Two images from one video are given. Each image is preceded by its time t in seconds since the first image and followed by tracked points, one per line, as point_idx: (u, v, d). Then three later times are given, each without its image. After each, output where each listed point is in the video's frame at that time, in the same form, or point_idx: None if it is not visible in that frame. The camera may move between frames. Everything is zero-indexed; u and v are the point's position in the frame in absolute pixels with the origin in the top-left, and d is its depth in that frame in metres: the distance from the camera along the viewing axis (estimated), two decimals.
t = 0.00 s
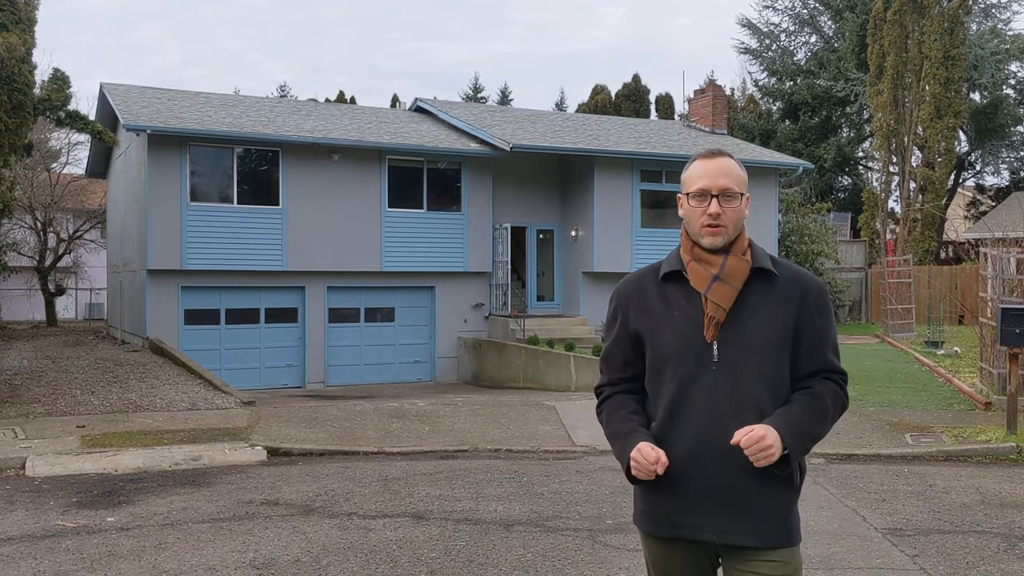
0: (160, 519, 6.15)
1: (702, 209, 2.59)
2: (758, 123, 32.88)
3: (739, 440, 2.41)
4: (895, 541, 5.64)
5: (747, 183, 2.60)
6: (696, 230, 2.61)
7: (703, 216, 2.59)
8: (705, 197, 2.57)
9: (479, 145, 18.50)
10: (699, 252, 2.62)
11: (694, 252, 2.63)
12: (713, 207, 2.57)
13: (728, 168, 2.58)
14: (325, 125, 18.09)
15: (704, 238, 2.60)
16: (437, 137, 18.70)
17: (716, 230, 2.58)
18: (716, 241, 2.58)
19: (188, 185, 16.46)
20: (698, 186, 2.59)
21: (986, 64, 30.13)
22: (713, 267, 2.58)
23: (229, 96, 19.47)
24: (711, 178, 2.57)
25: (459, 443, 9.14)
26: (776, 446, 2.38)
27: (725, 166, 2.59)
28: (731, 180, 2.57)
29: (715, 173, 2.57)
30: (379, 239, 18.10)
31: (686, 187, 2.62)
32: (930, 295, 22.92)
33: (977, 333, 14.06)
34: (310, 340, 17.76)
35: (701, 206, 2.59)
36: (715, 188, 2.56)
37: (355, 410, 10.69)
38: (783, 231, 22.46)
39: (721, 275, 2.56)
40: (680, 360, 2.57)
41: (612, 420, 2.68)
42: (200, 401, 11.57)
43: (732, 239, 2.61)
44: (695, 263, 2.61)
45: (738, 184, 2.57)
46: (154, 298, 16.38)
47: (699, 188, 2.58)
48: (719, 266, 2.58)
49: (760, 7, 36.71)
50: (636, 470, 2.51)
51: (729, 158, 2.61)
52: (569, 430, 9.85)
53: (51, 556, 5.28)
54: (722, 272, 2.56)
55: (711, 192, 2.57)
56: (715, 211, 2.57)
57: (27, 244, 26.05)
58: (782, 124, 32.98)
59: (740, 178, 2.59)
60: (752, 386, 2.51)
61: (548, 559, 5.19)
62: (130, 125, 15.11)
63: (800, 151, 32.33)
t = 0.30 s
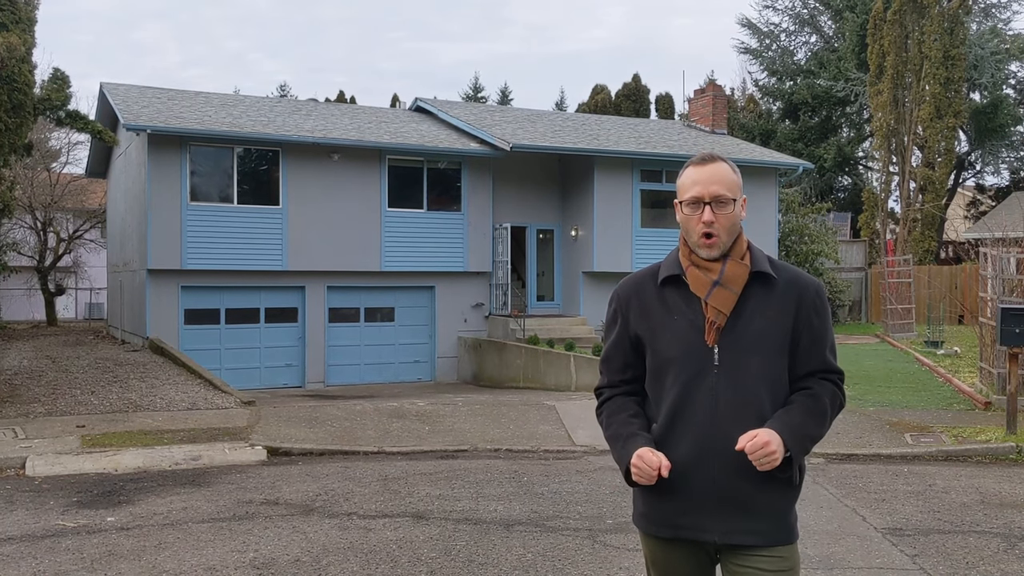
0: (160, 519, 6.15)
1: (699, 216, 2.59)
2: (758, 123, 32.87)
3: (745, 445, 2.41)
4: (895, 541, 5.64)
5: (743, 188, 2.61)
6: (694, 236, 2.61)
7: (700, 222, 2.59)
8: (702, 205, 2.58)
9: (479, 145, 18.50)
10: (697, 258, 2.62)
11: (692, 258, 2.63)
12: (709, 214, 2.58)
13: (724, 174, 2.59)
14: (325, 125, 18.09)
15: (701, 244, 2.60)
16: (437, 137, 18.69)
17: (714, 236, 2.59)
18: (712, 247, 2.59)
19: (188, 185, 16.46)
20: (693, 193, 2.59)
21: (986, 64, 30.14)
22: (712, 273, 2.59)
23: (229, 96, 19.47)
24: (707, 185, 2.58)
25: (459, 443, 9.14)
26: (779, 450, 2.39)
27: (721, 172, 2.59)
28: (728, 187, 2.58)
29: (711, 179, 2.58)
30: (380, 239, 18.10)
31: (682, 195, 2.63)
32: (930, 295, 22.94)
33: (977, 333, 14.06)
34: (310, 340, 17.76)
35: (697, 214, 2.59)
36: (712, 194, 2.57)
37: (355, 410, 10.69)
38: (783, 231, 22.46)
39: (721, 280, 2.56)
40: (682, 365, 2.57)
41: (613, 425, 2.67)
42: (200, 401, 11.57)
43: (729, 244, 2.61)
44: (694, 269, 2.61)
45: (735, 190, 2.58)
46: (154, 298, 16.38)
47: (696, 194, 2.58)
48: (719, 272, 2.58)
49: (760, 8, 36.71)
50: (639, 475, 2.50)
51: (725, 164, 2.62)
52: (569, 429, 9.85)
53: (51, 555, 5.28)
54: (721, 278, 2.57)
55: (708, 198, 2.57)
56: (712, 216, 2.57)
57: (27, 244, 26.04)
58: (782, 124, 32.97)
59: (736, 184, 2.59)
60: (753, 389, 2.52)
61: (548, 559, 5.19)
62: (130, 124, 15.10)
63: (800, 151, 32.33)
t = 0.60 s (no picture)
0: (160, 519, 6.15)
1: (699, 209, 2.60)
2: (759, 122, 32.86)
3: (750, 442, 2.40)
4: (895, 540, 5.64)
5: (745, 185, 2.61)
6: (697, 232, 2.61)
7: (702, 216, 2.59)
8: (705, 199, 2.58)
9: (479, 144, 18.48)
10: (698, 255, 2.62)
11: (694, 255, 2.63)
12: (713, 208, 2.58)
13: (726, 171, 2.59)
14: (325, 124, 18.09)
15: (703, 241, 2.60)
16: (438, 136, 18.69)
17: (715, 231, 2.59)
18: (713, 243, 2.59)
19: (188, 184, 16.46)
20: (697, 188, 2.59)
21: (986, 63, 30.13)
22: (713, 270, 2.58)
23: (229, 95, 19.46)
24: (708, 180, 2.58)
25: (459, 442, 9.13)
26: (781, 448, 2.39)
27: (723, 169, 2.60)
28: (730, 183, 2.58)
29: (712, 175, 2.58)
30: (380, 238, 18.10)
31: (685, 191, 2.63)
32: (930, 294, 22.93)
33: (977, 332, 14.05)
34: (310, 339, 17.76)
35: (701, 208, 2.59)
36: (716, 189, 2.57)
37: (355, 410, 10.68)
38: (783, 231, 22.46)
39: (722, 277, 2.56)
40: (684, 363, 2.56)
41: (615, 424, 2.65)
42: (200, 400, 11.56)
43: (730, 241, 2.61)
44: (695, 265, 2.61)
45: (736, 187, 2.59)
46: (154, 298, 16.38)
47: (699, 189, 2.58)
48: (720, 269, 2.58)
49: (760, 7, 36.71)
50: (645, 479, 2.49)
51: (727, 161, 2.62)
52: (569, 429, 9.84)
53: (51, 555, 5.28)
54: (723, 275, 2.56)
55: (710, 194, 2.57)
56: (714, 209, 2.58)
57: (27, 244, 26.03)
58: (782, 123, 32.95)
59: (739, 181, 2.60)
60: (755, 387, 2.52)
61: (548, 559, 5.18)
62: (130, 124, 15.10)
63: (800, 150, 32.31)
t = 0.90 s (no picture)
0: (160, 519, 6.14)
1: (714, 205, 2.60)
2: (759, 122, 32.87)
3: (736, 398, 2.34)
4: (895, 540, 5.63)
5: (753, 183, 2.64)
6: (703, 226, 2.63)
7: (708, 209, 2.60)
8: (718, 193, 2.59)
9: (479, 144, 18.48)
10: (703, 248, 2.63)
11: (697, 248, 2.64)
12: (722, 202, 2.59)
13: (736, 167, 2.62)
14: (325, 124, 18.08)
15: (712, 235, 2.61)
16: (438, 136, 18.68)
17: (724, 226, 2.60)
18: (719, 237, 2.60)
19: (188, 184, 16.45)
20: (709, 182, 2.61)
21: (986, 63, 30.15)
22: (715, 260, 2.59)
23: (229, 96, 19.45)
24: (719, 176, 2.60)
25: (459, 442, 9.13)
26: (779, 404, 2.36)
27: (733, 166, 2.62)
28: (738, 179, 2.60)
29: (724, 172, 2.61)
30: (380, 239, 18.10)
31: (694, 185, 2.65)
32: (930, 294, 22.94)
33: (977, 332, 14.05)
34: (310, 339, 17.76)
35: (709, 201, 2.60)
36: (728, 183, 2.59)
37: (355, 410, 10.68)
38: (783, 231, 22.45)
39: (723, 268, 2.56)
40: (684, 351, 2.57)
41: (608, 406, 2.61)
42: (199, 400, 11.56)
43: (736, 237, 2.61)
44: (698, 257, 2.62)
45: (744, 183, 2.61)
46: (154, 298, 16.37)
47: (709, 182, 2.61)
48: (721, 260, 2.58)
49: (760, 7, 36.71)
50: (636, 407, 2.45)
51: (735, 159, 2.65)
52: (569, 429, 9.84)
53: (51, 555, 5.27)
54: (724, 266, 2.56)
55: (721, 188, 2.59)
56: (732, 206, 2.59)
57: (27, 244, 26.02)
58: (782, 124, 32.95)
59: (749, 179, 2.62)
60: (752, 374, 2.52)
61: (548, 559, 5.18)
62: (130, 124, 15.09)
63: (800, 150, 32.30)
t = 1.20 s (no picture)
0: (160, 519, 6.14)
1: (708, 202, 2.59)
2: (759, 122, 32.88)
3: (731, 385, 2.31)
4: (895, 540, 5.63)
5: (750, 183, 2.63)
6: (697, 224, 2.62)
7: (703, 208, 2.60)
8: (713, 190, 2.59)
9: (479, 144, 18.48)
10: (700, 247, 2.63)
11: (694, 247, 2.64)
12: (717, 200, 2.58)
13: (731, 166, 2.63)
14: (325, 124, 18.08)
15: (706, 233, 2.60)
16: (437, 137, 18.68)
17: (719, 223, 2.58)
18: (714, 235, 2.59)
19: (188, 184, 16.46)
20: (704, 180, 2.61)
21: (986, 63, 30.16)
22: (711, 259, 2.60)
23: (229, 96, 19.46)
24: (716, 173, 2.60)
25: (459, 442, 9.13)
26: (771, 393, 2.33)
27: (728, 164, 2.63)
28: (735, 178, 2.60)
29: (719, 169, 2.61)
30: (380, 239, 18.10)
31: (690, 184, 2.66)
32: (930, 294, 22.94)
33: (977, 333, 14.04)
34: (310, 339, 17.76)
35: (705, 199, 2.60)
36: (723, 181, 2.59)
37: (355, 410, 10.68)
38: (783, 231, 22.45)
39: (719, 267, 2.57)
40: (680, 348, 2.57)
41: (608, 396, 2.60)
42: (199, 401, 11.56)
43: (733, 236, 2.61)
44: (695, 256, 2.62)
45: (742, 182, 2.60)
46: (154, 298, 16.38)
47: (704, 180, 2.61)
48: (717, 258, 2.59)
49: (760, 7, 36.70)
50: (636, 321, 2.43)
51: (731, 158, 2.66)
52: (569, 429, 9.84)
53: (50, 555, 5.27)
54: (720, 264, 2.57)
55: (716, 186, 2.59)
56: (720, 205, 2.58)
57: (27, 244, 26.03)
58: (782, 124, 32.96)
59: (745, 178, 2.62)
60: (749, 371, 2.53)
61: (548, 559, 5.18)
62: (130, 124, 15.09)
63: (800, 150, 32.31)
